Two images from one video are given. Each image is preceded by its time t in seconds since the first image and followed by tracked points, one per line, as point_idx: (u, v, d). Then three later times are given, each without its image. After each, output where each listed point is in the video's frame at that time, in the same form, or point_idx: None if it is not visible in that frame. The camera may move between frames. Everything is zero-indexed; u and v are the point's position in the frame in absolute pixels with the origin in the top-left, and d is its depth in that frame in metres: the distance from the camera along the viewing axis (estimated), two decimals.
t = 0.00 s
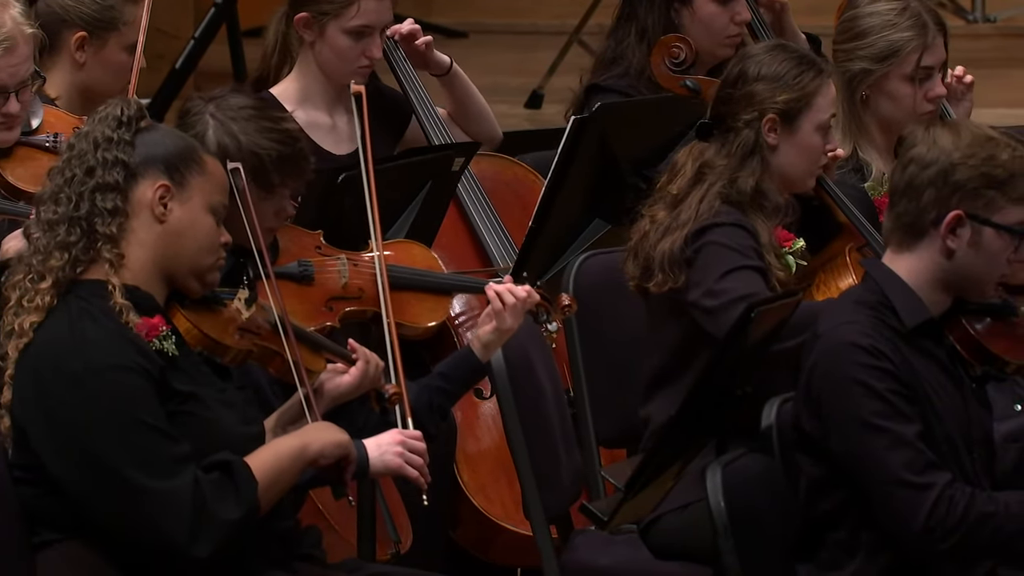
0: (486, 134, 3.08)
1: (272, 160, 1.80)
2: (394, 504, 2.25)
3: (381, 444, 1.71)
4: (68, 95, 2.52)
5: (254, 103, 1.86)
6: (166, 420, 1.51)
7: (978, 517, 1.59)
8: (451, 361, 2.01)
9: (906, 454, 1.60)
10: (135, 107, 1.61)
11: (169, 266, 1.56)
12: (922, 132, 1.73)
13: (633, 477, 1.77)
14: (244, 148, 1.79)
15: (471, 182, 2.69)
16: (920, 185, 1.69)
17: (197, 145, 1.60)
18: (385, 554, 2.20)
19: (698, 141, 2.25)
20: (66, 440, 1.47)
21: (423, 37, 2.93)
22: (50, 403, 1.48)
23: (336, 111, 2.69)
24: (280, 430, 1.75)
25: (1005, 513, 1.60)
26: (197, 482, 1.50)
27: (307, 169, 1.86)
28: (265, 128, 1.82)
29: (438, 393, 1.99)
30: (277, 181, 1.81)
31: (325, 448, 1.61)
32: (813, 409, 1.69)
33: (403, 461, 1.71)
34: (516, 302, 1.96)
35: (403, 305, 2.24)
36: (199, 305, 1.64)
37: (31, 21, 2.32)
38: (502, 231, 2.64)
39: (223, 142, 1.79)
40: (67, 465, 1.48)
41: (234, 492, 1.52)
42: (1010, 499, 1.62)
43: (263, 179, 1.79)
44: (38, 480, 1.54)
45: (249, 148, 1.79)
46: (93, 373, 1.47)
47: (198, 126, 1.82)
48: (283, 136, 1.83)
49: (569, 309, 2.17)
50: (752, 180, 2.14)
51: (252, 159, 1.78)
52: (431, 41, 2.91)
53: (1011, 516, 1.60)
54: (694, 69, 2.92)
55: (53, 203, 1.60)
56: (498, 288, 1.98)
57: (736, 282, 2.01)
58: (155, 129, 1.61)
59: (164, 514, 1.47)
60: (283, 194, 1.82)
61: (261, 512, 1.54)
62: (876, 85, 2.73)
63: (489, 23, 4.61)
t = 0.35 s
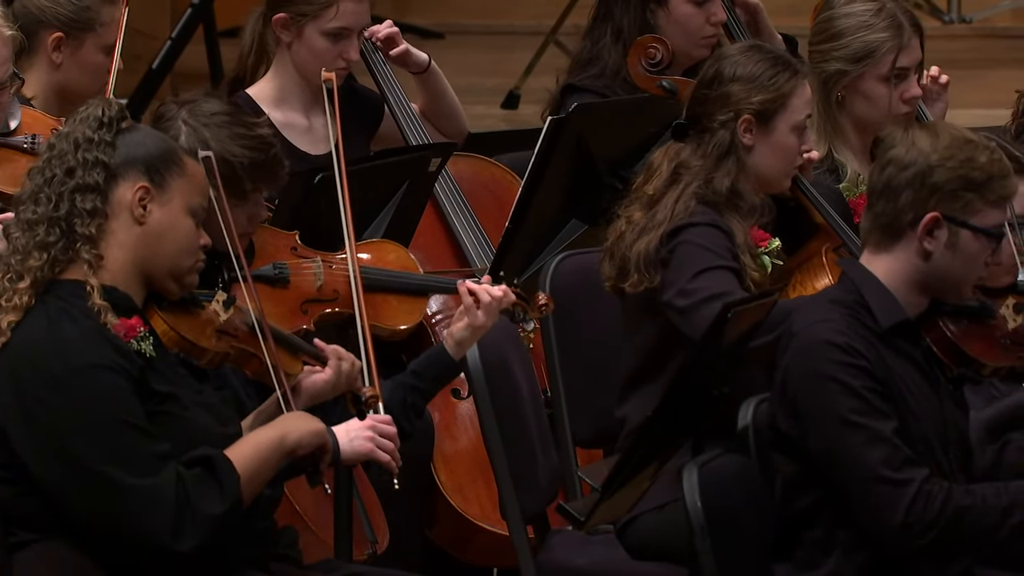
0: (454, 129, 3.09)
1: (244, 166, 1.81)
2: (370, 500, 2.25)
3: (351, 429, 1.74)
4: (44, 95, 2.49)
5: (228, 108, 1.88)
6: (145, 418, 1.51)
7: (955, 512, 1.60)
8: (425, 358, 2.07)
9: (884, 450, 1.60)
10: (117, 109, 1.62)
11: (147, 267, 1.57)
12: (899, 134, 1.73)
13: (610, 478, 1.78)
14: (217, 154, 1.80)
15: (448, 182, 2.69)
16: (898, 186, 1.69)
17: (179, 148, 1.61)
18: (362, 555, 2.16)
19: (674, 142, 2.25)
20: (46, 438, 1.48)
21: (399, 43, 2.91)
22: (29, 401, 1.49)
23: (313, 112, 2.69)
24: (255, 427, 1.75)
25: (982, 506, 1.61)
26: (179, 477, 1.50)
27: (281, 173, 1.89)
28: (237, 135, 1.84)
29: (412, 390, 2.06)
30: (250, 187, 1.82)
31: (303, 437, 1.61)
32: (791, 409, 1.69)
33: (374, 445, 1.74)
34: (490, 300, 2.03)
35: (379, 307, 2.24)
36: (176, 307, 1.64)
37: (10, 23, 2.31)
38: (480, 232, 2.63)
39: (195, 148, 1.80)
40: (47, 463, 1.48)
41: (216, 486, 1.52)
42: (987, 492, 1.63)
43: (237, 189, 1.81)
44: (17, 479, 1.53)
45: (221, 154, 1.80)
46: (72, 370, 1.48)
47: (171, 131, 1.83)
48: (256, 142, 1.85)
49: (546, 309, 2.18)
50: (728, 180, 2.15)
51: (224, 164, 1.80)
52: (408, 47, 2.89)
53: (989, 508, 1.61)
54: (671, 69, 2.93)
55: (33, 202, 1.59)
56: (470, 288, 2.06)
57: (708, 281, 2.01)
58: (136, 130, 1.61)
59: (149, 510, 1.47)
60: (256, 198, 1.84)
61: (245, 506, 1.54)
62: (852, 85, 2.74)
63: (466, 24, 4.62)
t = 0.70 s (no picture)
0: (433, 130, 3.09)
1: (228, 179, 1.85)
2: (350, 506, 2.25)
3: (334, 425, 1.80)
4: (21, 95, 2.44)
5: (218, 118, 1.91)
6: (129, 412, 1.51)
7: (954, 487, 1.61)
8: (409, 368, 2.09)
9: (878, 435, 1.61)
10: (97, 110, 1.62)
11: (125, 269, 1.57)
12: (880, 135, 1.73)
13: (588, 478, 1.78)
14: (201, 166, 1.83)
15: (425, 183, 2.69)
16: (877, 188, 1.69)
17: (157, 149, 1.61)
18: (340, 555, 2.17)
19: (651, 143, 2.26)
20: (28, 436, 1.47)
21: (376, 42, 2.93)
22: (11, 398, 1.48)
23: (290, 113, 2.68)
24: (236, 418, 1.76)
25: (980, 478, 1.63)
26: (167, 467, 1.51)
27: (269, 185, 1.92)
28: (225, 146, 1.87)
29: (394, 399, 2.08)
30: (233, 198, 1.86)
31: (293, 417, 1.63)
32: (773, 411, 1.67)
33: (353, 440, 1.78)
34: (467, 303, 2.04)
35: (365, 318, 2.25)
36: (153, 308, 1.67)
37: None
38: (457, 234, 2.63)
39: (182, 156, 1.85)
40: (29, 460, 1.47)
41: (204, 473, 1.53)
42: (983, 464, 1.65)
43: (220, 199, 1.85)
44: None
45: (206, 166, 1.84)
46: (55, 366, 1.48)
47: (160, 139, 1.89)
48: (243, 155, 1.88)
49: (534, 322, 2.19)
50: (705, 181, 2.16)
51: (208, 177, 1.83)
52: (385, 47, 2.91)
53: (987, 479, 1.63)
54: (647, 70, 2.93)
55: (12, 203, 1.59)
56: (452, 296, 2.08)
57: (683, 282, 2.03)
58: (116, 130, 1.61)
59: (141, 503, 1.48)
60: (241, 209, 1.89)
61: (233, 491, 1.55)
62: (827, 85, 2.75)
63: (443, 25, 4.61)
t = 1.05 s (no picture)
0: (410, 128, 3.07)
1: (194, 172, 1.84)
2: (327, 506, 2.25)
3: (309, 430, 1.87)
4: None
5: (182, 113, 1.90)
6: (102, 418, 1.51)
7: (935, 493, 1.61)
8: (381, 361, 2.12)
9: (858, 439, 1.61)
10: (74, 110, 1.62)
11: (101, 270, 1.57)
12: (852, 135, 1.75)
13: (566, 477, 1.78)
14: (168, 159, 1.83)
15: (403, 184, 2.69)
16: (851, 188, 1.70)
17: (134, 150, 1.60)
18: (318, 555, 2.17)
19: (628, 144, 2.26)
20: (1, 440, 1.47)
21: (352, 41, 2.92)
22: None
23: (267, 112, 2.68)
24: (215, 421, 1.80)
25: (962, 482, 1.64)
26: (137, 477, 1.50)
27: (235, 177, 1.92)
28: (190, 140, 1.87)
29: (368, 393, 2.10)
30: (201, 192, 1.86)
31: (272, 427, 1.64)
32: (757, 418, 1.68)
33: (327, 444, 1.86)
34: (433, 292, 2.07)
35: (334, 312, 2.25)
36: (130, 308, 1.66)
37: None
38: (434, 234, 2.63)
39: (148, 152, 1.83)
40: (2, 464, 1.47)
41: (173, 485, 1.52)
42: (966, 469, 1.65)
43: (188, 193, 1.85)
44: None
45: (173, 159, 1.83)
46: (28, 370, 1.48)
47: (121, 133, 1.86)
48: (208, 147, 1.88)
49: (504, 311, 2.16)
50: (683, 182, 2.16)
51: (175, 170, 1.83)
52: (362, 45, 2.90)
53: (966, 483, 1.64)
54: (625, 71, 2.92)
55: None
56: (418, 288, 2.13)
57: (656, 285, 2.03)
58: (93, 130, 1.61)
59: (107, 511, 1.48)
60: (210, 203, 1.88)
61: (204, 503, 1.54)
62: (803, 86, 2.76)
63: (421, 26, 4.62)
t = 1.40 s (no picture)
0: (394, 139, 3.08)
1: (172, 170, 1.83)
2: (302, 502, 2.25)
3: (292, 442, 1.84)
4: None
5: (156, 111, 1.90)
6: (75, 422, 1.53)
7: (909, 499, 1.62)
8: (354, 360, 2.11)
9: (831, 444, 1.62)
10: (46, 110, 1.62)
11: (75, 270, 1.57)
12: (824, 135, 1.74)
13: (543, 477, 1.78)
14: (145, 158, 1.81)
15: (379, 184, 2.69)
16: (823, 188, 1.70)
17: (106, 149, 1.60)
18: (294, 555, 2.17)
19: (605, 145, 2.27)
20: None
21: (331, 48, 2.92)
22: None
23: (244, 113, 2.68)
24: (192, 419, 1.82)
25: (937, 493, 1.65)
26: (108, 481, 1.52)
27: (210, 176, 1.90)
28: (167, 138, 1.86)
29: (340, 392, 2.09)
30: (177, 190, 1.84)
31: (247, 434, 1.63)
32: (727, 417, 1.69)
33: (308, 457, 1.82)
34: (404, 291, 2.04)
35: (307, 310, 2.24)
36: (104, 307, 1.66)
37: None
38: (411, 234, 2.63)
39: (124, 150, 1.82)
40: None
41: (144, 490, 1.53)
42: (942, 482, 1.66)
43: (164, 190, 1.83)
44: None
45: (150, 158, 1.82)
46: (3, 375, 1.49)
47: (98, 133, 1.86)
48: (185, 145, 1.87)
49: (474, 310, 2.15)
50: (660, 182, 2.17)
51: (151, 168, 1.82)
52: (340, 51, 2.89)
53: (944, 495, 1.65)
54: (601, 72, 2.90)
55: None
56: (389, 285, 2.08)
57: (616, 294, 2.04)
58: (65, 131, 1.61)
59: (78, 516, 1.49)
60: (184, 201, 1.87)
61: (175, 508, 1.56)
62: (782, 87, 2.75)
63: (398, 26, 4.62)
